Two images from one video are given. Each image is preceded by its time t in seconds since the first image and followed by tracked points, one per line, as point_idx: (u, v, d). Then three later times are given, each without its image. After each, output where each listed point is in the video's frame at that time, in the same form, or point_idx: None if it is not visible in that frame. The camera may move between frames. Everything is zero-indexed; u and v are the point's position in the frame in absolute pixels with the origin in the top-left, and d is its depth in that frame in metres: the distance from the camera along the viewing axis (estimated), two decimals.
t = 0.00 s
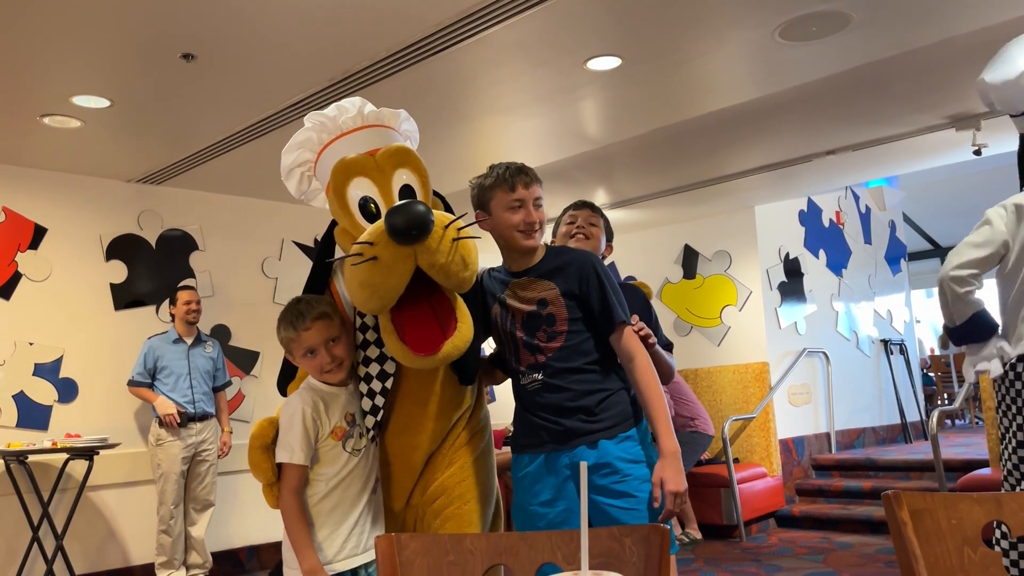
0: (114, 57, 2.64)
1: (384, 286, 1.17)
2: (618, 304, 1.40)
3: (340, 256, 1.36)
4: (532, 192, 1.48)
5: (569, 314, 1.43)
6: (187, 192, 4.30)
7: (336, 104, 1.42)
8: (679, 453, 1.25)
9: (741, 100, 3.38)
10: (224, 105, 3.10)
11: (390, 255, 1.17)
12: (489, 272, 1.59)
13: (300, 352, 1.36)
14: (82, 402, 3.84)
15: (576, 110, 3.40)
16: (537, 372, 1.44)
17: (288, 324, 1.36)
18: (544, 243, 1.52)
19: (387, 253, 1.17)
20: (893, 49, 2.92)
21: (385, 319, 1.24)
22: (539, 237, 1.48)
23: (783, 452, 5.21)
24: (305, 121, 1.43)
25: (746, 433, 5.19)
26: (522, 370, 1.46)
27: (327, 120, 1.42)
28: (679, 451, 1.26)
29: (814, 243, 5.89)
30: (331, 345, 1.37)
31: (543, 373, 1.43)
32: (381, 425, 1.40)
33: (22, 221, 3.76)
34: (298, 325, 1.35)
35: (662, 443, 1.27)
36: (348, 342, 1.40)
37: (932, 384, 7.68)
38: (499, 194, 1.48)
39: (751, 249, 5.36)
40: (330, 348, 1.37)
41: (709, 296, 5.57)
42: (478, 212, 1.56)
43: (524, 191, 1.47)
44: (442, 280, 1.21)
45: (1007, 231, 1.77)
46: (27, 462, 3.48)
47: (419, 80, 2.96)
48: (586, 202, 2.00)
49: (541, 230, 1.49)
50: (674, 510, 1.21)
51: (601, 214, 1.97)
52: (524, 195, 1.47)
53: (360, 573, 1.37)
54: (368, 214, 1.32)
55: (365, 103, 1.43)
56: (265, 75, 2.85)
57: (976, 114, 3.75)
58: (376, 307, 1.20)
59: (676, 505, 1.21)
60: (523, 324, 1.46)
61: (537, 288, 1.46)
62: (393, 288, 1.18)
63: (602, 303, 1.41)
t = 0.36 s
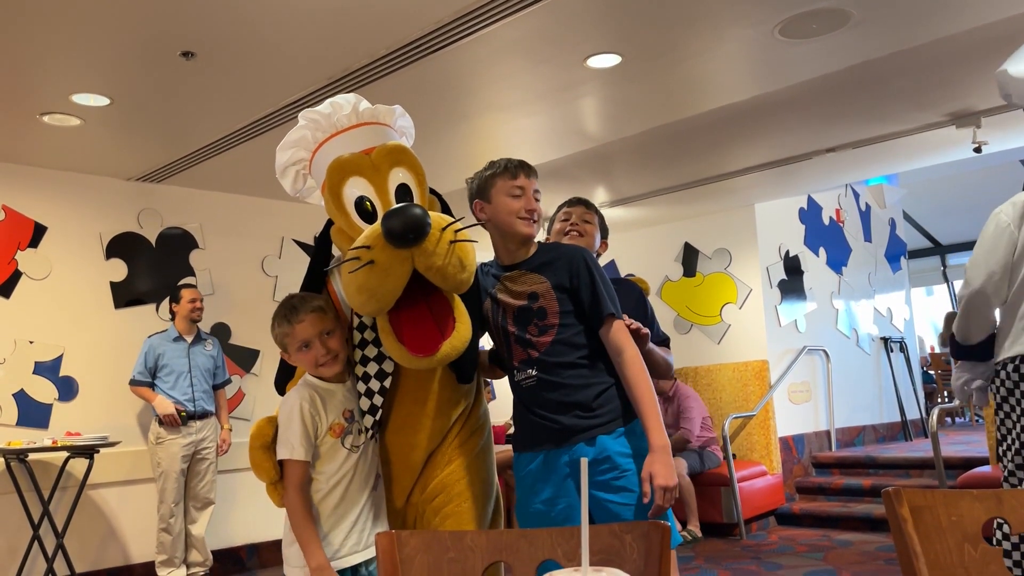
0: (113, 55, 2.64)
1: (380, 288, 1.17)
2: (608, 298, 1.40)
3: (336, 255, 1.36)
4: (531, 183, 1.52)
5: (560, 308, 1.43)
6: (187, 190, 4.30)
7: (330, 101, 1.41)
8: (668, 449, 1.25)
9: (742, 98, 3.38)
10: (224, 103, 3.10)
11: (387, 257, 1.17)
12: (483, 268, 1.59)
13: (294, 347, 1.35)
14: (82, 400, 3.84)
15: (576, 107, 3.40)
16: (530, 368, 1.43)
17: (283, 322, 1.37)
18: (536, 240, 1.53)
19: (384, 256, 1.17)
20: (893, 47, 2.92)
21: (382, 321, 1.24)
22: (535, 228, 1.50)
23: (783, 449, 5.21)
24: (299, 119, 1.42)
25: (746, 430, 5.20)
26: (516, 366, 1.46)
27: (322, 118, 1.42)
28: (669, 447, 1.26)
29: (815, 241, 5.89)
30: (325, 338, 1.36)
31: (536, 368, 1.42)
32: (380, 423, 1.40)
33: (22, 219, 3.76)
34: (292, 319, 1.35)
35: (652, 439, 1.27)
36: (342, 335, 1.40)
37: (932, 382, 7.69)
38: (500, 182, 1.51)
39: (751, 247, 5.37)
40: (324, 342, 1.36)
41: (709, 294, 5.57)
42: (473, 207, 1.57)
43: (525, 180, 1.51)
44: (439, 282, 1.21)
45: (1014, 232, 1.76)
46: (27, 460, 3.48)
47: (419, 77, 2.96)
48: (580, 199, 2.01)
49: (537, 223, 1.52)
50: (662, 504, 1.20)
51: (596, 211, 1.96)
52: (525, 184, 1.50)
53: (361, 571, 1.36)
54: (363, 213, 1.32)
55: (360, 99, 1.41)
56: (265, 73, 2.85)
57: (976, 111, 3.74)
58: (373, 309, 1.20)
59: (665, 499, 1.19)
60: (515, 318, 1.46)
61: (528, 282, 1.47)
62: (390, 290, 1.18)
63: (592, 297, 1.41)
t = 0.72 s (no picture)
0: (113, 53, 2.64)
1: (390, 286, 1.17)
2: (579, 279, 1.40)
3: (340, 252, 1.35)
4: (500, 190, 1.54)
5: (538, 300, 1.43)
6: (187, 188, 4.30)
7: (334, 97, 1.41)
8: (660, 426, 1.24)
9: (741, 95, 3.38)
10: (224, 101, 3.10)
11: (399, 254, 1.17)
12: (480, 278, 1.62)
13: (298, 344, 1.35)
14: (82, 398, 3.84)
15: (575, 105, 3.40)
16: (522, 367, 1.44)
17: (286, 321, 1.36)
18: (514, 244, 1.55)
19: (395, 252, 1.17)
20: (893, 44, 2.91)
21: (386, 319, 1.24)
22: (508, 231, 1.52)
23: (783, 447, 5.20)
24: (302, 114, 1.43)
25: (746, 428, 5.21)
26: (512, 368, 1.47)
27: (325, 113, 1.42)
28: (660, 425, 1.25)
29: (814, 238, 5.89)
30: (328, 337, 1.36)
31: (527, 366, 1.43)
32: (380, 420, 1.40)
33: (22, 218, 3.77)
34: (296, 316, 1.35)
35: (644, 417, 1.26)
36: (345, 333, 1.40)
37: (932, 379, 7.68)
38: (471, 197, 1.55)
39: (751, 245, 5.37)
40: (327, 340, 1.36)
41: (709, 292, 5.57)
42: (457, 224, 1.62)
43: (492, 189, 1.53)
44: (449, 281, 1.21)
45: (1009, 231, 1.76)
46: (27, 458, 3.48)
47: (419, 75, 2.95)
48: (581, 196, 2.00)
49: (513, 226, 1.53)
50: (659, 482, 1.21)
51: (597, 209, 1.96)
52: (493, 193, 1.53)
53: (359, 571, 1.36)
54: (368, 210, 1.32)
55: (364, 96, 1.43)
56: (265, 71, 2.85)
57: (977, 108, 3.74)
58: (382, 306, 1.19)
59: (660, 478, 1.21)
60: (501, 321, 1.48)
61: (507, 283, 1.48)
62: (399, 287, 1.18)
63: (566, 282, 1.42)
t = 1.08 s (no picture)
0: (113, 51, 2.64)
1: (390, 280, 1.17)
2: (563, 270, 1.40)
3: (340, 248, 1.35)
4: (488, 197, 1.58)
5: (527, 296, 1.43)
6: (187, 187, 4.30)
7: (335, 94, 1.41)
8: (654, 406, 1.23)
9: (741, 93, 3.37)
10: (224, 100, 3.10)
11: (398, 249, 1.17)
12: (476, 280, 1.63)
13: (298, 342, 1.35)
14: (82, 397, 3.84)
15: (576, 104, 3.40)
16: (518, 364, 1.45)
17: (287, 316, 1.35)
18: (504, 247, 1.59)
19: (395, 248, 1.17)
20: (893, 42, 2.91)
21: (386, 315, 1.24)
22: (498, 233, 1.55)
23: (783, 445, 5.21)
24: (303, 111, 1.43)
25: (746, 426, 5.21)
26: (509, 366, 1.47)
27: (326, 110, 1.42)
28: (654, 404, 1.24)
29: (815, 236, 5.89)
30: (328, 334, 1.36)
31: (522, 363, 1.43)
32: (378, 418, 1.40)
33: (22, 217, 3.76)
34: (297, 313, 1.34)
35: (637, 398, 1.26)
36: (347, 331, 1.39)
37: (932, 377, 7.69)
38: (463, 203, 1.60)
39: (751, 243, 5.36)
40: (328, 337, 1.36)
41: (709, 290, 5.57)
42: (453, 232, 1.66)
43: (481, 198, 1.58)
44: (448, 276, 1.21)
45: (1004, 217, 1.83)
46: (27, 457, 3.48)
47: (419, 74, 2.95)
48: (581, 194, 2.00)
49: (502, 228, 1.56)
50: (655, 461, 1.20)
51: (598, 208, 1.95)
52: (480, 200, 1.57)
53: (357, 570, 1.36)
54: (368, 206, 1.32)
55: (365, 93, 1.43)
56: (264, 69, 2.85)
57: (977, 106, 3.74)
58: (382, 302, 1.19)
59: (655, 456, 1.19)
60: (494, 321, 1.48)
61: (498, 283, 1.49)
62: (399, 282, 1.18)
63: (553, 275, 1.42)
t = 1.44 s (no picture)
0: (113, 50, 2.64)
1: (389, 279, 1.17)
2: (573, 269, 1.41)
3: (340, 246, 1.35)
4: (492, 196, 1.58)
5: (536, 295, 1.44)
6: (187, 186, 4.30)
7: (337, 91, 1.41)
8: (672, 403, 1.24)
9: (741, 92, 3.37)
10: (223, 99, 3.09)
11: (397, 247, 1.17)
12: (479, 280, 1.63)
13: (298, 342, 1.35)
14: (82, 396, 3.84)
15: (576, 102, 3.40)
16: (524, 364, 1.45)
17: (288, 316, 1.35)
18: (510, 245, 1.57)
19: (394, 246, 1.17)
20: (893, 40, 2.91)
21: (386, 313, 1.24)
22: (503, 231, 1.54)
23: (783, 443, 5.21)
24: (305, 108, 1.42)
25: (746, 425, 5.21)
26: (516, 366, 1.47)
27: (328, 107, 1.41)
28: (672, 401, 1.25)
29: (815, 235, 5.89)
30: (328, 335, 1.36)
31: (530, 362, 1.43)
32: (378, 417, 1.40)
33: (22, 215, 3.76)
34: (297, 313, 1.34)
35: (654, 396, 1.26)
36: (347, 331, 1.40)
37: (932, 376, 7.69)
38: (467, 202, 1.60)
39: (751, 242, 5.36)
40: (328, 337, 1.36)
41: (709, 288, 5.57)
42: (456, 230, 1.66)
43: (485, 196, 1.57)
44: (447, 275, 1.20)
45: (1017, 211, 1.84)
46: (28, 456, 3.48)
47: (418, 72, 2.95)
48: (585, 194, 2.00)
49: (507, 226, 1.55)
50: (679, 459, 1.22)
51: (600, 206, 1.95)
52: (483, 199, 1.57)
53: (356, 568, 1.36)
54: (369, 205, 1.32)
55: (367, 91, 1.42)
56: (264, 68, 2.84)
57: (977, 104, 3.74)
58: (380, 300, 1.19)
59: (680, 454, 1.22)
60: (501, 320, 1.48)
61: (505, 282, 1.49)
62: (398, 281, 1.17)
63: (562, 275, 1.43)
